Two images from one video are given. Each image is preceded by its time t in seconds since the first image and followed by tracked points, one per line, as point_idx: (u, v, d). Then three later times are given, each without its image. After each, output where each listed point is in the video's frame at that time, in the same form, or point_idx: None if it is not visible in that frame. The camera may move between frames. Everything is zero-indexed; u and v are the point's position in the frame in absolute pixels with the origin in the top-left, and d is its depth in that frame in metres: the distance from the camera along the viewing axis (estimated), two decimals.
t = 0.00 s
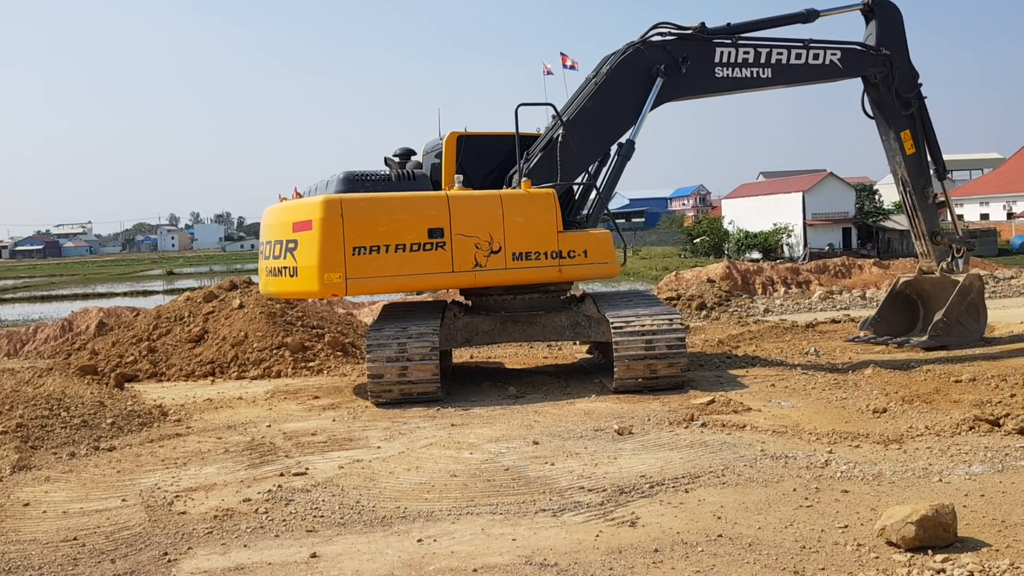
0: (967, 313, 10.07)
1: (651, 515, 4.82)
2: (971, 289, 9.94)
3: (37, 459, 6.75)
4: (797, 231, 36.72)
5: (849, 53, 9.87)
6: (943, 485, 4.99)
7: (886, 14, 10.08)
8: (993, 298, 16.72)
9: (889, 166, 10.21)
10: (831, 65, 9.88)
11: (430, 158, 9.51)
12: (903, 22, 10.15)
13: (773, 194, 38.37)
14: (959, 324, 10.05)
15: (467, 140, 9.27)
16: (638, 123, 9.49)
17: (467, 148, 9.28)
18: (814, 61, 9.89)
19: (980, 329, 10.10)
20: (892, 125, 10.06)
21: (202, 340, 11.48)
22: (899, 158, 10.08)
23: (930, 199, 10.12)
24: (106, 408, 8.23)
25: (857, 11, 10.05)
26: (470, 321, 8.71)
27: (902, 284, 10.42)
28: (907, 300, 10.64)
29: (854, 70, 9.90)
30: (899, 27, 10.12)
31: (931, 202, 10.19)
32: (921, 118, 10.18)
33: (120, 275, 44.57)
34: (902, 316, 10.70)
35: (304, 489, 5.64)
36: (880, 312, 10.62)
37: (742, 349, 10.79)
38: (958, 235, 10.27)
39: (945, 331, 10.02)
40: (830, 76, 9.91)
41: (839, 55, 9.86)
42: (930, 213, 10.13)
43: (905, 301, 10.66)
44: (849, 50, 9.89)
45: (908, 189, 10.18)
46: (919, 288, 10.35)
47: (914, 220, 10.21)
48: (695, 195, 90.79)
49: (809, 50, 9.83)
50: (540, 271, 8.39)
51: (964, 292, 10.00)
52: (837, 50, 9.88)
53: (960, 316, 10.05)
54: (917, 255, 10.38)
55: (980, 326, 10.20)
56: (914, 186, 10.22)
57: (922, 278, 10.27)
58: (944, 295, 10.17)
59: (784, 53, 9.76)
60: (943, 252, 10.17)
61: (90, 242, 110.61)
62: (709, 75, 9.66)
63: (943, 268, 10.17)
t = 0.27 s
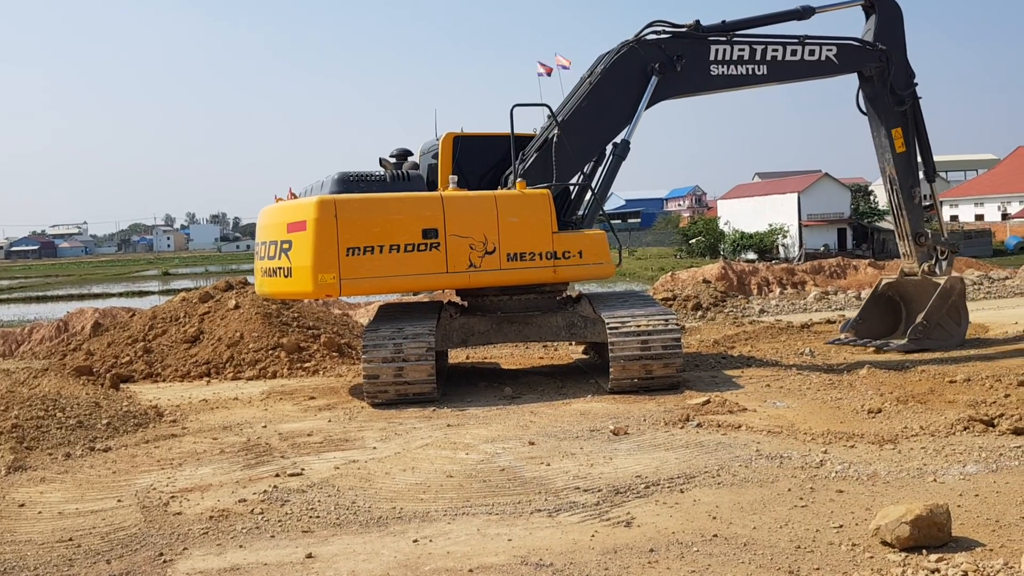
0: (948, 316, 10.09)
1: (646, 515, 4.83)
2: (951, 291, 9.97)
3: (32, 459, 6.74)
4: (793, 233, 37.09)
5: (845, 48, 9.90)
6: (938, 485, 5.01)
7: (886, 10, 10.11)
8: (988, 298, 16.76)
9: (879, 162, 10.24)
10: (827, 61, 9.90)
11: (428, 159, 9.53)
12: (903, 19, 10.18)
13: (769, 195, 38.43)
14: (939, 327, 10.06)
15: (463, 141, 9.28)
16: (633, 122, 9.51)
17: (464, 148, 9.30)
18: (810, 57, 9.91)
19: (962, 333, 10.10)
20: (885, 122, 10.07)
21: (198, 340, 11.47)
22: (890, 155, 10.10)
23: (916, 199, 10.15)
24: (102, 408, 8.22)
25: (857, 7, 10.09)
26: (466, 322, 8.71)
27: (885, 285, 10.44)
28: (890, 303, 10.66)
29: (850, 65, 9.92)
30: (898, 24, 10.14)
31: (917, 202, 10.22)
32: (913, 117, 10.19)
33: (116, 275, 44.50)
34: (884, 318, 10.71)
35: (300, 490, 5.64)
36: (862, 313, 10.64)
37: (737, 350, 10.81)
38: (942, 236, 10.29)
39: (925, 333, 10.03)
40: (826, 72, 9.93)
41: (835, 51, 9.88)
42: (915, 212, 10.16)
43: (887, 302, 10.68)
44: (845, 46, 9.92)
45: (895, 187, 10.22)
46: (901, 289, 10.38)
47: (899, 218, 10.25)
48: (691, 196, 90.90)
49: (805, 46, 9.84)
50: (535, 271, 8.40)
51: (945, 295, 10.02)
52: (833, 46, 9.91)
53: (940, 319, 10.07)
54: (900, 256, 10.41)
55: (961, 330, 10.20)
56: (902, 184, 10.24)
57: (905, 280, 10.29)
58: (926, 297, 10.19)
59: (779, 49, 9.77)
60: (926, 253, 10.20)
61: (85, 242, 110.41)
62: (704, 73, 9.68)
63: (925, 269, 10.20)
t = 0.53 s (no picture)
0: (922, 320, 9.98)
1: (637, 515, 4.84)
2: (926, 294, 9.88)
3: (21, 460, 6.71)
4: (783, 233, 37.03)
5: (836, 46, 9.93)
6: (926, 485, 5.04)
7: (883, 9, 10.17)
8: (977, 299, 16.85)
9: (863, 161, 10.24)
10: (819, 58, 9.93)
11: (419, 160, 9.51)
12: (898, 18, 10.22)
13: (759, 196, 38.56)
14: (913, 331, 9.97)
15: (454, 142, 9.28)
16: (623, 122, 9.53)
17: (455, 149, 9.29)
18: (802, 55, 9.94)
19: (936, 337, 10.01)
20: (872, 120, 10.10)
21: (188, 341, 11.43)
22: (874, 153, 10.13)
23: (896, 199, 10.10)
24: (91, 409, 8.18)
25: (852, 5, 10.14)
26: (456, 322, 8.71)
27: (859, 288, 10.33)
28: (864, 306, 10.54)
29: (841, 63, 9.96)
30: (893, 23, 10.19)
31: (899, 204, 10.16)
32: (902, 119, 10.19)
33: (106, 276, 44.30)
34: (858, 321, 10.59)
35: (291, 490, 5.63)
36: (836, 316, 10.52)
37: (728, 350, 10.84)
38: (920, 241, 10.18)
39: (898, 337, 9.93)
40: (818, 70, 9.96)
41: (827, 49, 9.91)
42: (894, 213, 10.10)
43: (862, 305, 10.54)
44: (837, 43, 9.95)
45: (877, 186, 10.18)
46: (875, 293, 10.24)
47: (878, 217, 10.18)
48: (682, 197, 91.10)
49: (796, 44, 9.86)
50: (524, 272, 8.40)
51: (919, 298, 9.93)
52: (825, 43, 9.94)
53: (914, 322, 9.97)
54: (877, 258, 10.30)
55: (936, 334, 10.10)
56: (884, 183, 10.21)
57: (879, 282, 10.19)
58: (899, 299, 10.09)
59: (770, 48, 9.80)
60: (900, 255, 10.11)
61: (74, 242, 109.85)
62: (695, 72, 9.71)
63: (898, 271, 10.08)
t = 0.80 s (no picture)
0: (893, 322, 10.01)
1: (626, 516, 4.85)
2: (897, 297, 9.89)
3: (7, 463, 6.65)
4: (769, 234, 37.03)
5: (826, 45, 9.99)
6: (913, 485, 5.07)
7: (878, 10, 10.22)
8: (962, 300, 16.97)
9: (845, 160, 10.23)
10: (809, 58, 9.99)
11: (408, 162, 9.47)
12: (891, 21, 10.28)
13: (747, 197, 38.70)
14: (885, 333, 9.98)
15: (443, 143, 9.26)
16: (612, 122, 9.54)
17: (444, 150, 9.28)
18: (792, 55, 9.98)
19: (908, 338, 10.04)
20: (856, 120, 10.10)
21: (175, 342, 11.38)
22: (856, 153, 10.11)
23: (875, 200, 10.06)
24: (77, 410, 8.13)
25: (848, 5, 10.20)
26: (445, 323, 8.70)
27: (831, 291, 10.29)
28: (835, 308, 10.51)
29: (831, 63, 10.02)
30: (886, 24, 10.24)
31: (877, 206, 10.14)
32: (887, 122, 10.19)
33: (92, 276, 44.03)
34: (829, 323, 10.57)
35: (279, 492, 5.60)
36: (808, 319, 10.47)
37: (716, 351, 10.88)
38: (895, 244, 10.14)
39: (870, 340, 9.92)
40: (809, 69, 10.01)
41: (817, 49, 9.97)
42: (871, 213, 10.07)
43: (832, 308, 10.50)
44: (827, 43, 10.01)
45: (856, 186, 10.15)
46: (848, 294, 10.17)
47: (855, 217, 10.15)
48: (670, 198, 91.35)
49: (786, 44, 9.91)
50: (511, 273, 8.39)
51: (891, 301, 9.93)
52: (815, 43, 10.00)
53: (886, 325, 9.98)
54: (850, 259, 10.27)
55: (907, 335, 10.13)
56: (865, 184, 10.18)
57: (850, 285, 10.16)
58: (871, 302, 10.08)
59: (760, 47, 9.83)
60: (873, 256, 10.07)
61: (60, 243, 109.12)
62: (684, 73, 9.73)
63: (870, 273, 10.04)
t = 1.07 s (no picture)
0: (873, 324, 9.94)
1: (624, 518, 4.84)
2: (876, 299, 9.80)
3: (5, 465, 6.65)
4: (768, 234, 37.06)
5: (828, 47, 9.93)
6: (912, 487, 5.07)
7: (884, 14, 10.19)
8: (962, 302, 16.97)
9: (836, 159, 10.21)
10: (810, 60, 9.96)
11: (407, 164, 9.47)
12: (896, 27, 10.26)
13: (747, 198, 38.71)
14: (865, 335, 9.91)
15: (442, 144, 9.25)
16: (612, 124, 9.54)
17: (443, 151, 9.28)
18: (793, 56, 9.96)
19: (888, 341, 9.96)
20: (851, 120, 10.05)
21: (174, 344, 11.37)
22: (847, 153, 10.08)
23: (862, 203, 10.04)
24: (76, 412, 8.13)
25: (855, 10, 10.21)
26: (444, 325, 8.69)
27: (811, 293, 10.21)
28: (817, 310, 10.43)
29: (833, 64, 9.97)
30: (891, 30, 10.21)
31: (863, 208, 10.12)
32: (882, 125, 10.15)
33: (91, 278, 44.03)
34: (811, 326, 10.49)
35: (277, 494, 5.60)
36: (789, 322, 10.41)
37: (715, 353, 10.87)
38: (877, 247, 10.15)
39: (849, 343, 9.86)
40: (810, 71, 9.97)
41: (818, 50, 9.94)
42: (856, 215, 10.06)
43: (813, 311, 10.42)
44: (829, 44, 9.96)
45: (844, 187, 10.13)
46: (827, 297, 10.08)
47: (840, 217, 10.13)
48: (669, 199, 91.40)
49: (787, 46, 9.89)
50: (510, 275, 8.38)
51: (871, 303, 9.85)
52: (816, 45, 9.96)
53: (866, 327, 9.90)
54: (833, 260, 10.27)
55: (888, 338, 10.05)
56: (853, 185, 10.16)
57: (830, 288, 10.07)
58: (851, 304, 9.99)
59: (760, 49, 9.81)
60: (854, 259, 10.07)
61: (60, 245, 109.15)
62: (685, 74, 9.73)
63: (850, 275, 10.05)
